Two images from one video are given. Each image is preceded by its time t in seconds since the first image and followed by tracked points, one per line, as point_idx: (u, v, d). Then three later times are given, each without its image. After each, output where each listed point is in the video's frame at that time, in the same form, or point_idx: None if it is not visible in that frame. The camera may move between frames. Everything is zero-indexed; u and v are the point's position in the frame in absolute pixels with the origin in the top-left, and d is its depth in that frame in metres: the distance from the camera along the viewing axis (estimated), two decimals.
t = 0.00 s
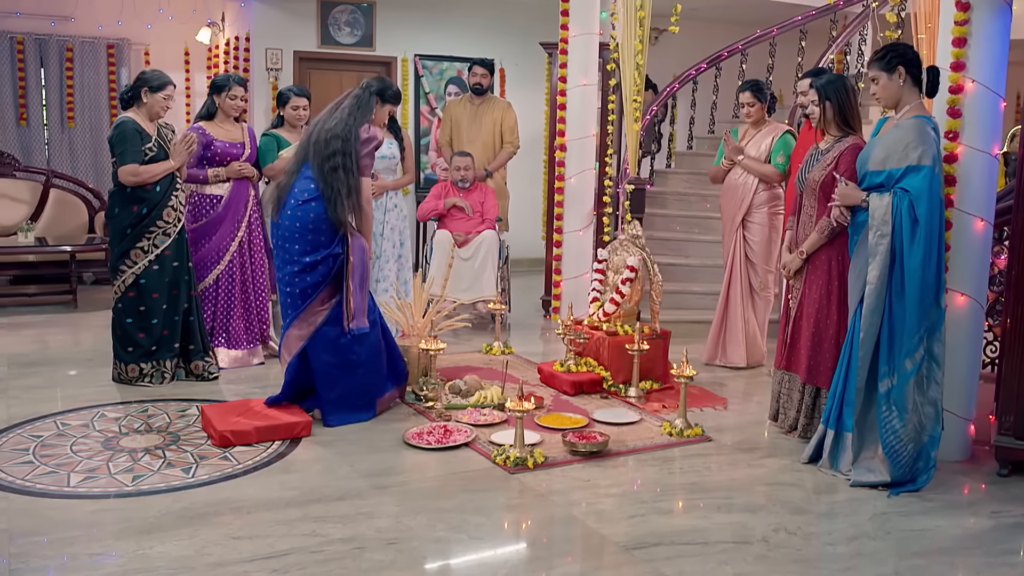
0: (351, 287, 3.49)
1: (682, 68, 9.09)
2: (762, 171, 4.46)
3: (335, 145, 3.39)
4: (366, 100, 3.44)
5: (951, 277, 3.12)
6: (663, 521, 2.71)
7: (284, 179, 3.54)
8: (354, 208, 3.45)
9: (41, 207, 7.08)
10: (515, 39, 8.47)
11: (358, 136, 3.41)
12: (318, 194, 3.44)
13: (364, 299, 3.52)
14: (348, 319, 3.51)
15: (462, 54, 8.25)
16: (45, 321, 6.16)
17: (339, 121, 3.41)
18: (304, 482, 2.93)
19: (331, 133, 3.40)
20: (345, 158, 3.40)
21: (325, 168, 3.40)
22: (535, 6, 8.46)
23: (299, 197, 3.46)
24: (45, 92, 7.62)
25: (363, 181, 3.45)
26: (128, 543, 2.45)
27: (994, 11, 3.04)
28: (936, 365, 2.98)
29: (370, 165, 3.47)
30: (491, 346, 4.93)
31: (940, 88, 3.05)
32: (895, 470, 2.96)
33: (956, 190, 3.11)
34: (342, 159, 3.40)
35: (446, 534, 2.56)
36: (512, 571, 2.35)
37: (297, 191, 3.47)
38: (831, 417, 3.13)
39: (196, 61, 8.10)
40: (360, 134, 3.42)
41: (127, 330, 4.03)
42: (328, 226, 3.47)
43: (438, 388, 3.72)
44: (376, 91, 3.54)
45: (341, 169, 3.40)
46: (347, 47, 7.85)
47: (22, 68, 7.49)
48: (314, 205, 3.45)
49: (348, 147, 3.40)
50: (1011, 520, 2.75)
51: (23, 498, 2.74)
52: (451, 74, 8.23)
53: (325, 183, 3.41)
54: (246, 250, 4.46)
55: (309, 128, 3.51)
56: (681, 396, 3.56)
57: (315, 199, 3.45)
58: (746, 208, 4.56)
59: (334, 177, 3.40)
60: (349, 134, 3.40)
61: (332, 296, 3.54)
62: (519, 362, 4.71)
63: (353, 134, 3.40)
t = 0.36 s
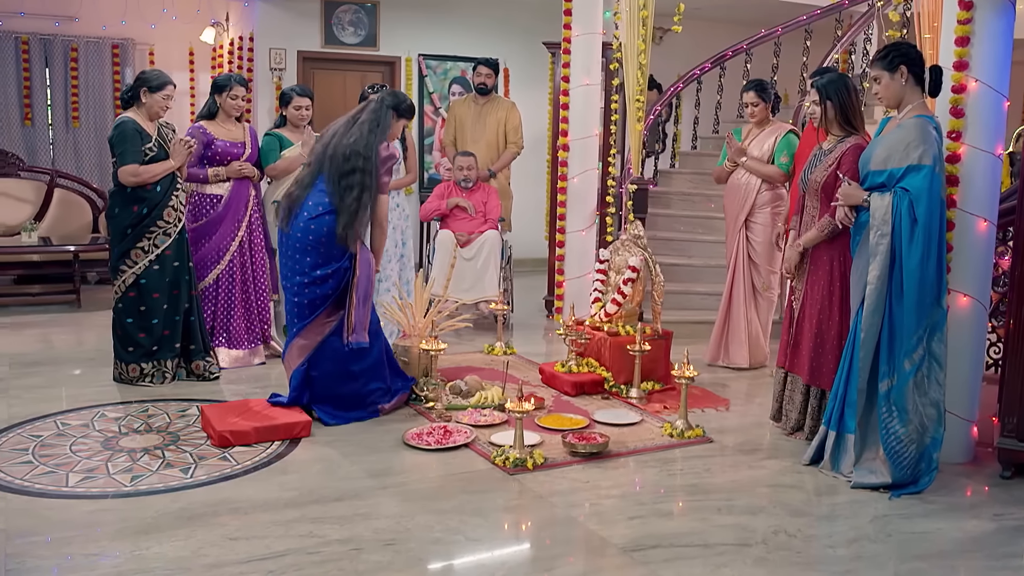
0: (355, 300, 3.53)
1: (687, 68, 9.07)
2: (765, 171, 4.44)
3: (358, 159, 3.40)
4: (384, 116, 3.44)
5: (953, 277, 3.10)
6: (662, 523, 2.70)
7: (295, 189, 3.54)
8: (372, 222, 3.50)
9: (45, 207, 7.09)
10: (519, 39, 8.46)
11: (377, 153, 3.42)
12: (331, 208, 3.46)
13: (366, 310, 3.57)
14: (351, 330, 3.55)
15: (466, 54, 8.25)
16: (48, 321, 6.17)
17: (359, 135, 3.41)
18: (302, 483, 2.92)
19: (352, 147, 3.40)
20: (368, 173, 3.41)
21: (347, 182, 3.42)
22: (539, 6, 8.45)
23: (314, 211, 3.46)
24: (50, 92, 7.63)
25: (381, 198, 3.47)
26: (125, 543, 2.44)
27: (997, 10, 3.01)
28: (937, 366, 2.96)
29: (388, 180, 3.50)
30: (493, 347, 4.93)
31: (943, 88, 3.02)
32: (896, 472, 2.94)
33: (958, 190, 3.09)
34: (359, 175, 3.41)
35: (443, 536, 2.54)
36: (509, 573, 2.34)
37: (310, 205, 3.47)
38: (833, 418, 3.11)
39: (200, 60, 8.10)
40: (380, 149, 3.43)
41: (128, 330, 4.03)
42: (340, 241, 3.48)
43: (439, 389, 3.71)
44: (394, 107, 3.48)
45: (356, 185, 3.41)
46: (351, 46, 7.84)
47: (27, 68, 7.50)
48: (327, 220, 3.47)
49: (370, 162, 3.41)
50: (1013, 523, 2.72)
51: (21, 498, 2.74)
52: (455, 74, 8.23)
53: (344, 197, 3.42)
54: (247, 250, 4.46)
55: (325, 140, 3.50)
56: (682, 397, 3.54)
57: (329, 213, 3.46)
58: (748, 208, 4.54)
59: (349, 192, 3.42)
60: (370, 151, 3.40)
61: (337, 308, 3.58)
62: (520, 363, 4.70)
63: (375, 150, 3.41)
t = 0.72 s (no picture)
0: (363, 338, 3.48)
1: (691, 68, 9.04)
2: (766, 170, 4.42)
3: (360, 205, 3.32)
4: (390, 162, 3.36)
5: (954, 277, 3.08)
6: (659, 525, 2.68)
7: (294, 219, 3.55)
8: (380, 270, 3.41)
9: (48, 206, 7.10)
10: (523, 39, 8.44)
11: (387, 199, 3.35)
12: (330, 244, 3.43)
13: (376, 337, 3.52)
14: (365, 365, 3.52)
15: (469, 53, 8.23)
16: (49, 320, 6.17)
17: (360, 179, 3.34)
18: (299, 484, 2.91)
19: (355, 192, 3.33)
20: (371, 219, 3.33)
21: (349, 227, 3.35)
22: (543, 6, 8.44)
23: (311, 246, 3.44)
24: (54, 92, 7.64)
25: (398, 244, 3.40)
26: (118, 544, 2.44)
27: (1000, 8, 2.98)
28: (937, 367, 2.93)
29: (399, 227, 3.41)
30: (493, 347, 4.92)
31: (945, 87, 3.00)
32: (897, 473, 2.92)
33: (960, 190, 3.07)
34: (370, 222, 3.33)
35: (438, 538, 2.53)
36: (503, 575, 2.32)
37: (310, 246, 3.44)
38: (833, 419, 3.09)
39: (204, 60, 8.10)
40: (386, 194, 3.34)
41: (127, 331, 4.05)
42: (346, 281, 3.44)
43: (438, 389, 3.70)
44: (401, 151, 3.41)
45: (366, 231, 3.34)
46: (355, 46, 7.84)
47: (31, 67, 7.50)
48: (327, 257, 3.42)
49: (373, 207, 3.32)
50: (1014, 526, 2.70)
51: (17, 499, 2.73)
52: (459, 74, 8.21)
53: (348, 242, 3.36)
54: (245, 251, 4.45)
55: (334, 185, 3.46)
56: (682, 398, 3.52)
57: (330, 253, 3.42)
58: (750, 208, 4.52)
59: (360, 239, 3.34)
60: (375, 196, 3.32)
61: (340, 329, 3.52)
62: (520, 363, 4.69)
63: (378, 194, 3.32)
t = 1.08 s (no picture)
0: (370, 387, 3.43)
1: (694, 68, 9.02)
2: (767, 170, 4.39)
3: (369, 277, 3.27)
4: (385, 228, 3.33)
5: (953, 278, 3.06)
6: (655, 527, 2.66)
7: (288, 285, 3.46)
8: (390, 340, 3.39)
9: (51, 206, 7.10)
10: (526, 38, 8.43)
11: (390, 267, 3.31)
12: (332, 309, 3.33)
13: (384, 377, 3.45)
14: (373, 409, 3.47)
15: (472, 53, 8.22)
16: (51, 320, 6.18)
17: (362, 250, 3.28)
18: (294, 485, 2.90)
19: (361, 264, 3.27)
20: (381, 291, 3.29)
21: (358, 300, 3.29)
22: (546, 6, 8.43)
23: (310, 315, 3.32)
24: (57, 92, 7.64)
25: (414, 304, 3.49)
26: (112, 545, 2.43)
27: (1001, 6, 2.96)
28: (936, 368, 2.91)
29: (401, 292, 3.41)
30: (494, 347, 4.91)
31: (945, 86, 2.98)
32: (896, 474, 2.89)
33: (960, 190, 3.04)
34: (378, 293, 3.29)
35: (432, 539, 2.52)
36: None
37: (309, 313, 3.32)
38: (833, 420, 3.07)
39: (207, 60, 8.10)
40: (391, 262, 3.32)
41: (125, 331, 4.08)
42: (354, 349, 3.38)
43: (436, 390, 3.69)
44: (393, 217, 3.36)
45: (375, 302, 3.29)
46: (357, 46, 7.83)
47: (35, 67, 7.51)
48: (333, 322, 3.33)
49: (381, 276, 3.28)
50: (1014, 529, 2.67)
51: (12, 499, 2.73)
52: (461, 74, 8.20)
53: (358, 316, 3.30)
54: (244, 251, 4.43)
55: (333, 256, 3.39)
56: (681, 399, 3.50)
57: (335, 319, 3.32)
58: (750, 209, 4.51)
59: (369, 310, 3.29)
60: (380, 266, 3.28)
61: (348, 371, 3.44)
62: (520, 364, 4.68)
63: (384, 263, 3.29)
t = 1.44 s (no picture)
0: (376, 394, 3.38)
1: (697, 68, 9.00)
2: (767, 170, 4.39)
3: (341, 305, 3.28)
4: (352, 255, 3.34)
5: (953, 278, 3.04)
6: (651, 529, 2.64)
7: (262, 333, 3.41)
8: (381, 359, 3.38)
9: (54, 205, 7.10)
10: (528, 37, 8.41)
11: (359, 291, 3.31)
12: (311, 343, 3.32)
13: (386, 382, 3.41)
14: (388, 417, 3.37)
15: (474, 53, 8.21)
16: (52, 320, 6.18)
17: (327, 280, 3.28)
18: (289, 486, 2.89)
19: (330, 293, 3.27)
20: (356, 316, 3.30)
21: (336, 330, 3.29)
22: (548, 5, 8.41)
23: (292, 358, 3.30)
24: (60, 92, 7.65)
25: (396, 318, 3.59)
26: (105, 546, 2.42)
27: (1001, 5, 2.94)
28: (935, 369, 2.88)
29: (378, 312, 3.42)
30: (494, 348, 4.90)
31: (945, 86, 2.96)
32: (895, 476, 2.87)
33: (960, 190, 3.02)
34: (355, 317, 3.30)
35: (426, 541, 2.50)
36: None
37: (290, 359, 3.30)
38: (832, 422, 3.04)
39: (210, 60, 8.11)
40: (360, 285, 3.33)
41: (124, 331, 4.08)
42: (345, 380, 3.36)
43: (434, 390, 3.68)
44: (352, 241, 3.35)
45: (354, 327, 3.30)
46: (359, 46, 7.82)
47: (38, 68, 7.51)
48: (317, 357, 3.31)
49: (353, 302, 3.29)
50: (1014, 533, 2.65)
51: (7, 500, 2.72)
52: (463, 74, 8.19)
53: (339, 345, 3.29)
54: (242, 251, 4.43)
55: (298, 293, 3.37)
56: (680, 400, 3.49)
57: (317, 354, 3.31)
58: (750, 209, 4.49)
59: (350, 336, 3.29)
60: (349, 292, 3.29)
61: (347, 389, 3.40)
62: (519, 364, 4.67)
63: (353, 289, 3.30)
